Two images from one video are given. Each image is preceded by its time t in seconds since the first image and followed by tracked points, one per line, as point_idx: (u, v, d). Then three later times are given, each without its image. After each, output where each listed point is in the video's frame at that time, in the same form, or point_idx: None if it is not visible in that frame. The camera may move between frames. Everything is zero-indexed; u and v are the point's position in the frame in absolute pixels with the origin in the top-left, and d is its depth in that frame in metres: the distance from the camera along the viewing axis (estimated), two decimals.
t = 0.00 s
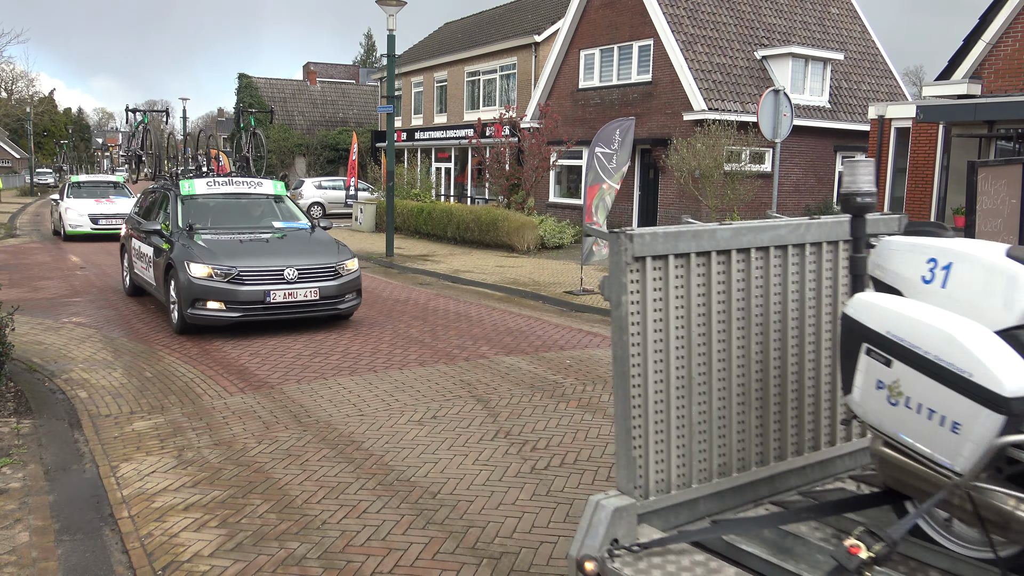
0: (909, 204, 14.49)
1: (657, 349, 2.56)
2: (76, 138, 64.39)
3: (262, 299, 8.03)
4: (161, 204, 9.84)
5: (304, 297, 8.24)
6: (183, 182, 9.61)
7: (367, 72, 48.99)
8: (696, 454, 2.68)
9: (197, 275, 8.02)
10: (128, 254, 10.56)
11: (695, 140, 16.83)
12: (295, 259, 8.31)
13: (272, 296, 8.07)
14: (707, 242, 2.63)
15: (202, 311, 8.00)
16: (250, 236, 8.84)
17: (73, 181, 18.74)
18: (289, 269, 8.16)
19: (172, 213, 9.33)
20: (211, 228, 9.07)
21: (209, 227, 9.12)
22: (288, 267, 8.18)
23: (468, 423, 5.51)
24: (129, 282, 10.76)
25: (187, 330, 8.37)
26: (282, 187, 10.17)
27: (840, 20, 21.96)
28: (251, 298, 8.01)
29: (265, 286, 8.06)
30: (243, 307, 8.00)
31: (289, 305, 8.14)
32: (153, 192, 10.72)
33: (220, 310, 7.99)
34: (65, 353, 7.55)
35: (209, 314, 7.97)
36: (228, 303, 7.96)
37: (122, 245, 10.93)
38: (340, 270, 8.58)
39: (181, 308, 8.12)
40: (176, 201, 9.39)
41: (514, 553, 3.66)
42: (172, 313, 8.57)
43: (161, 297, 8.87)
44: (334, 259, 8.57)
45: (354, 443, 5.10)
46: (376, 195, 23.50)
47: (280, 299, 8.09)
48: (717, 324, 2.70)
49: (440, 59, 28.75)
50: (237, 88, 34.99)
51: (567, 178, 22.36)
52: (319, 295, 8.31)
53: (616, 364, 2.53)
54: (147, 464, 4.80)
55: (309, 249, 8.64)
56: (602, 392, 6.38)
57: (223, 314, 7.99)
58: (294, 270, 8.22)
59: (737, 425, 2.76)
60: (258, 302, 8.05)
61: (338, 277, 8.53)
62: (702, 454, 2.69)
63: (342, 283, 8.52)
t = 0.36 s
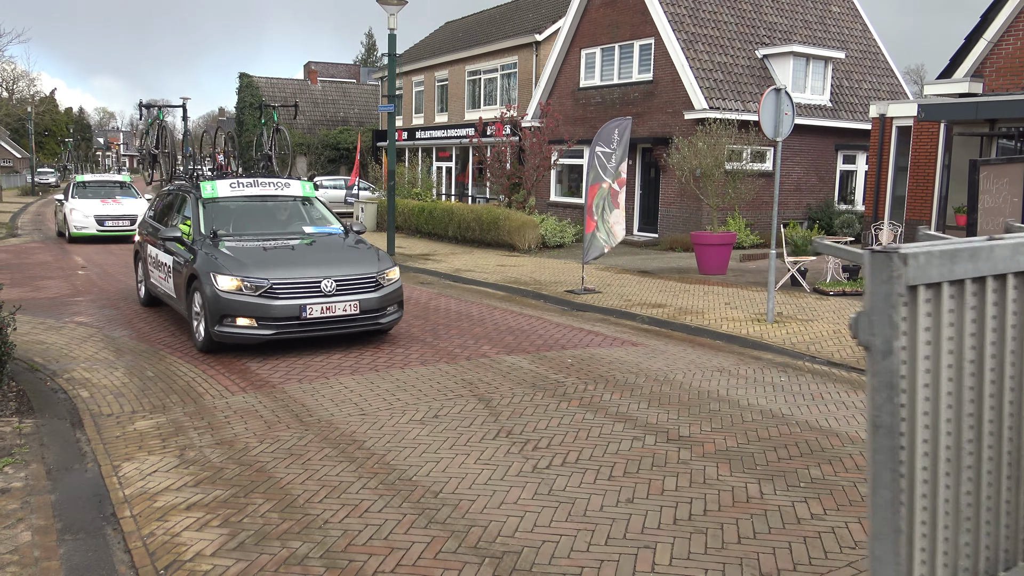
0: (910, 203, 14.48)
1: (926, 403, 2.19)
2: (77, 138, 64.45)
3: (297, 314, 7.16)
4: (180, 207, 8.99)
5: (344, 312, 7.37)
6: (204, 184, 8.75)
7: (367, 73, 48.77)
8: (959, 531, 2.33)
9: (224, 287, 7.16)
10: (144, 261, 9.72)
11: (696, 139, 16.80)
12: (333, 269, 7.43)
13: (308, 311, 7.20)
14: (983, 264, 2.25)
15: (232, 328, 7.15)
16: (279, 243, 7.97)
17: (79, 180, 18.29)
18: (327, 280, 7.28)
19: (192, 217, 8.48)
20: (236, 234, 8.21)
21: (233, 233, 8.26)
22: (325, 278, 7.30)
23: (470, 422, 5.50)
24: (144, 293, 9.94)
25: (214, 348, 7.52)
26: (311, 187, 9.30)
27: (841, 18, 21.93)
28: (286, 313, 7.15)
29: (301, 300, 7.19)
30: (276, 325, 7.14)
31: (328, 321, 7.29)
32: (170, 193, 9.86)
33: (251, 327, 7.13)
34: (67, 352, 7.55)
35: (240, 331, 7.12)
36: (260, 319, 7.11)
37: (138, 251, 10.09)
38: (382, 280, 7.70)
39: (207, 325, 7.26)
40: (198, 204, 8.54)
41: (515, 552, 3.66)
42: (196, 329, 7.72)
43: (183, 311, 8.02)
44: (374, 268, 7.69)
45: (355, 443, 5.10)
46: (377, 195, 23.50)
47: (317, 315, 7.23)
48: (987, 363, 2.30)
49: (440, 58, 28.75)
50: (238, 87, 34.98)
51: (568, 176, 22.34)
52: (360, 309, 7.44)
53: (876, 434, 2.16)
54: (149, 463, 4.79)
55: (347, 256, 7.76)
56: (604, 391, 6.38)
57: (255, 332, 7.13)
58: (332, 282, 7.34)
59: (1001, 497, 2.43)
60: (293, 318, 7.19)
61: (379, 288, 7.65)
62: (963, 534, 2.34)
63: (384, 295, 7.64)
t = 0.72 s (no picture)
0: (910, 200, 14.48)
1: None
2: (76, 137, 64.43)
3: (345, 333, 6.27)
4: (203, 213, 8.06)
5: (396, 329, 6.47)
6: (230, 185, 7.81)
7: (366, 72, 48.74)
8: None
9: (262, 303, 6.27)
10: (162, 271, 8.81)
11: (695, 136, 16.78)
12: (382, 281, 6.53)
13: (357, 330, 6.31)
14: None
15: (272, 350, 6.26)
16: (318, 251, 7.05)
17: (82, 178, 17.71)
18: (377, 294, 6.39)
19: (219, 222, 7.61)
20: (269, 242, 7.33)
21: (266, 240, 7.37)
22: (374, 291, 6.41)
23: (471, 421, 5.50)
24: (162, 304, 9.09)
25: (250, 372, 6.63)
26: (347, 188, 8.42)
27: (840, 16, 21.91)
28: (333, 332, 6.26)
29: (349, 316, 6.30)
30: (322, 346, 6.25)
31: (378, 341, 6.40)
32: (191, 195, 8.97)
33: (294, 348, 6.25)
34: (66, 352, 7.54)
35: (281, 353, 6.24)
36: (304, 339, 6.22)
37: (154, 258, 9.22)
38: (436, 292, 6.80)
39: (244, 345, 6.38)
40: (225, 208, 7.67)
41: (517, 551, 3.66)
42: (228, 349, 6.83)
43: (212, 327, 7.14)
44: (427, 278, 6.79)
45: (356, 441, 5.10)
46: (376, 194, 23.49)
47: (366, 333, 6.33)
48: None
49: (439, 57, 28.73)
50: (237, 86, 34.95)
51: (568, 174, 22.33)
52: (413, 325, 6.55)
53: None
54: (149, 463, 4.79)
55: (397, 265, 6.85)
56: (604, 389, 6.38)
57: (298, 353, 6.25)
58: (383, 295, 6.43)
59: None
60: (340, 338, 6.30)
61: (433, 301, 6.76)
62: None
63: (438, 309, 6.75)
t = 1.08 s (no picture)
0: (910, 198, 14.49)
1: None
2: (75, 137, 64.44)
3: (408, 357, 5.38)
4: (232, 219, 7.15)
5: (464, 351, 5.58)
6: (265, 186, 6.90)
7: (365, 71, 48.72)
8: None
9: (310, 323, 5.39)
10: (185, 281, 7.90)
11: (694, 134, 16.77)
12: (446, 295, 5.63)
13: (422, 352, 5.41)
14: None
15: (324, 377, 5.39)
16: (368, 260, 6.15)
17: (85, 179, 17.38)
18: (443, 310, 5.50)
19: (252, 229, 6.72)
20: (310, 249, 6.44)
21: (306, 248, 6.48)
22: (439, 306, 5.51)
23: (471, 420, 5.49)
24: (182, 319, 8.22)
25: (297, 400, 5.74)
26: (390, 189, 7.51)
27: (839, 14, 21.92)
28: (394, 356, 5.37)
29: (412, 336, 5.41)
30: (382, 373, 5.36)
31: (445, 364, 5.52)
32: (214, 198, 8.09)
33: (349, 374, 5.37)
34: (66, 352, 7.53)
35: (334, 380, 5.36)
36: (362, 363, 5.34)
37: (174, 268, 8.34)
38: (504, 307, 5.92)
39: (292, 372, 5.50)
40: (258, 212, 6.76)
41: (517, 549, 3.66)
42: (271, 377, 5.91)
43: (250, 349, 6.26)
44: (495, 290, 5.91)
45: (357, 439, 5.10)
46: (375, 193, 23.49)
47: (432, 355, 5.44)
48: None
49: (438, 55, 28.73)
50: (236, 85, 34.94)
51: (567, 173, 22.33)
52: (483, 346, 5.67)
53: None
54: (149, 462, 4.79)
55: (461, 277, 5.95)
56: (604, 387, 6.38)
57: (355, 381, 5.37)
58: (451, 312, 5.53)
59: None
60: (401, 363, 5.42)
61: (501, 316, 5.88)
62: None
63: (508, 326, 5.86)
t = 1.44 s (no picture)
0: (908, 196, 14.51)
1: None
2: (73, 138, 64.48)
3: (483, 388, 4.62)
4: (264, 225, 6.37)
5: (545, 379, 4.83)
6: (302, 189, 6.12)
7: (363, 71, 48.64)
8: None
9: (368, 349, 4.64)
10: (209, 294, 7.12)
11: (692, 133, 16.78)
12: (522, 314, 4.88)
13: (498, 382, 4.66)
14: None
15: (385, 412, 4.65)
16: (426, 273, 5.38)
17: (88, 179, 17.24)
18: (520, 331, 4.74)
19: (289, 237, 5.95)
20: (357, 261, 5.67)
21: (353, 259, 5.71)
22: (516, 327, 4.76)
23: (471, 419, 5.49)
24: (205, 336, 7.43)
25: (351, 436, 4.98)
26: (439, 190, 6.72)
27: (837, 13, 21.94)
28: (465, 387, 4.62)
29: (487, 364, 4.65)
30: (453, 407, 4.62)
31: (524, 394, 4.78)
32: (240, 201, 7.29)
33: (416, 409, 4.62)
34: (65, 353, 7.53)
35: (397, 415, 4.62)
36: (429, 396, 4.60)
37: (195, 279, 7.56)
38: (585, 326, 5.17)
39: (349, 406, 4.75)
40: (295, 218, 5.98)
41: (517, 548, 3.66)
42: (319, 410, 5.15)
43: (292, 376, 5.50)
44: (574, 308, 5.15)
45: (357, 438, 5.10)
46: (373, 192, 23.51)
47: (511, 386, 4.69)
48: None
49: (436, 55, 28.73)
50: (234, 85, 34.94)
51: (565, 172, 22.34)
52: (565, 373, 4.91)
53: None
54: (149, 463, 4.79)
55: (536, 293, 5.18)
56: (604, 386, 6.38)
57: (423, 417, 4.63)
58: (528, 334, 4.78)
59: None
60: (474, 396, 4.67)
61: (583, 337, 5.13)
62: None
63: (592, 349, 5.12)
